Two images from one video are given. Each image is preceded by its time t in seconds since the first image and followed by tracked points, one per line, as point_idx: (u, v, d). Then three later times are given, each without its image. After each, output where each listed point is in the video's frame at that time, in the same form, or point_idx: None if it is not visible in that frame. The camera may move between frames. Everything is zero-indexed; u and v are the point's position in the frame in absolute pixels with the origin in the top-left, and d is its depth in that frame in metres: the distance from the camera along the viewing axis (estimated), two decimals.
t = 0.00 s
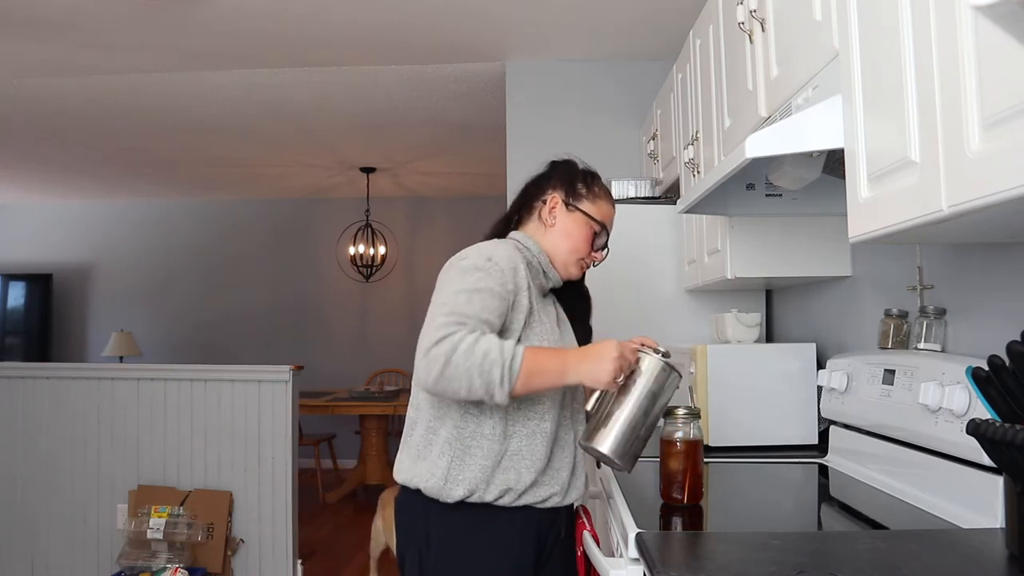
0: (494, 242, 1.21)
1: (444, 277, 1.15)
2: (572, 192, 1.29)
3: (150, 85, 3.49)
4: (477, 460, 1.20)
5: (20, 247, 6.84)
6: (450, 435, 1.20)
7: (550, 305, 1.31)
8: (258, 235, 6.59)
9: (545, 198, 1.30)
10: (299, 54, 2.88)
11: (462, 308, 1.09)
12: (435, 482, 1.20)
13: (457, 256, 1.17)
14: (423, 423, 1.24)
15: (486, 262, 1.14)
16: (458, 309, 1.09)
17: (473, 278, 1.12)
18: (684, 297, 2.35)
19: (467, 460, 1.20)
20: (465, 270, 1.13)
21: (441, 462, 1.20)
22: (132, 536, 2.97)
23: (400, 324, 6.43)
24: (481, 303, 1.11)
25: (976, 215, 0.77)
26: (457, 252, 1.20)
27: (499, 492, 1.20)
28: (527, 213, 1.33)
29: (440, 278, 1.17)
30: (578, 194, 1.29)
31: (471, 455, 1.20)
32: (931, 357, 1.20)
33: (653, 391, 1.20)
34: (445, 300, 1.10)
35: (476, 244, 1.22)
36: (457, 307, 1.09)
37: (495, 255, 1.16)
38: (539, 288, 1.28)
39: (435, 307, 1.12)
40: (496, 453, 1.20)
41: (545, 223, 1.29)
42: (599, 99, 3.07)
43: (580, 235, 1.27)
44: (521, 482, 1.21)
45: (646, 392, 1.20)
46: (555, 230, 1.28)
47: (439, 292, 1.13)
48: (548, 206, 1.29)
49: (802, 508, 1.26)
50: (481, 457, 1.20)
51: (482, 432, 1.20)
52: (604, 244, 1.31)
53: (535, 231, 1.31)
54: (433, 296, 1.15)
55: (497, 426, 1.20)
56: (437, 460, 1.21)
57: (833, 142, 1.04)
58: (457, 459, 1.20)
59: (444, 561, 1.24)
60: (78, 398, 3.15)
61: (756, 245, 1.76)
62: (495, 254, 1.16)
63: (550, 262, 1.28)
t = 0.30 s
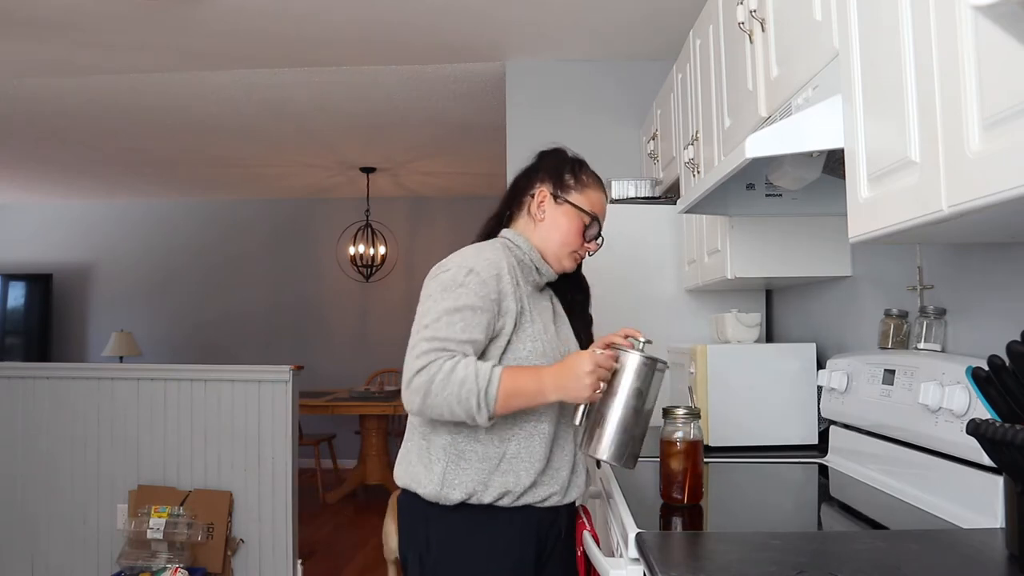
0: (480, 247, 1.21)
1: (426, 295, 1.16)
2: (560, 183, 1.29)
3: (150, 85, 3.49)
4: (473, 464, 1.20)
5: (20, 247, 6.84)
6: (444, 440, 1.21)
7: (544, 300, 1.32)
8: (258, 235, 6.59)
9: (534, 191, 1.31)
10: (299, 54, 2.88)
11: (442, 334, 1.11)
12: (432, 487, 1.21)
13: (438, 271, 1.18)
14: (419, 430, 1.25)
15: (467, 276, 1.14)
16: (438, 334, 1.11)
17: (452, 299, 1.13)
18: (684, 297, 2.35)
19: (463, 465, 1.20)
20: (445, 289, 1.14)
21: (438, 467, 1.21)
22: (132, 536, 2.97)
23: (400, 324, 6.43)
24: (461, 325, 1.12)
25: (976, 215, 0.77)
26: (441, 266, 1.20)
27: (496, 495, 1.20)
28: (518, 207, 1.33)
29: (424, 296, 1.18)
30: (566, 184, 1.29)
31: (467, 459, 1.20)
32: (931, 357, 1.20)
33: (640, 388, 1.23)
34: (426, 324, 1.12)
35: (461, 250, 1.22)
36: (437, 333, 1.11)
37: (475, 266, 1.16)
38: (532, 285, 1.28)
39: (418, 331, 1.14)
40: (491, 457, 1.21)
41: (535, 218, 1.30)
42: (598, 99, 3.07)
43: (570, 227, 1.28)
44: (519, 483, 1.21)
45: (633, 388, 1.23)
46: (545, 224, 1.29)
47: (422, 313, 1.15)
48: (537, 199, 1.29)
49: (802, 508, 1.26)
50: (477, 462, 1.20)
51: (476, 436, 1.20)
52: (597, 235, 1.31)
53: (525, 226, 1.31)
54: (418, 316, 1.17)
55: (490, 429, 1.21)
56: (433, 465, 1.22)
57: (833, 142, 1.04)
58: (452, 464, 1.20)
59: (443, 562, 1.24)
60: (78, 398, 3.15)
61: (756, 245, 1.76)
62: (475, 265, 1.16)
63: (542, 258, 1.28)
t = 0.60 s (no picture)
0: (457, 270, 1.30)
1: (434, 328, 1.24)
2: (482, 190, 1.39)
3: (150, 85, 3.49)
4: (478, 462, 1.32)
5: (20, 247, 6.84)
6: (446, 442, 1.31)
7: (519, 303, 1.40)
8: (258, 235, 6.59)
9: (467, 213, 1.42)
10: (299, 54, 2.88)
11: (472, 368, 1.19)
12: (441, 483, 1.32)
13: (435, 302, 1.25)
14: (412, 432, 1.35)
15: (463, 304, 1.24)
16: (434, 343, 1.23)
17: (464, 330, 1.22)
18: (684, 298, 2.35)
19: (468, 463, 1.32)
20: (455, 321, 1.22)
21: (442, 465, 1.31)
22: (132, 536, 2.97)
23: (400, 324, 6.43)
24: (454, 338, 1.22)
25: (976, 215, 0.77)
26: (432, 294, 1.28)
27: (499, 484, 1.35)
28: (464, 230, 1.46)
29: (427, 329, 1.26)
30: (486, 188, 1.39)
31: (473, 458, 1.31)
32: (931, 357, 1.20)
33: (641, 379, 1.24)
34: (455, 360, 1.20)
35: (441, 277, 1.30)
36: (467, 368, 1.19)
37: (469, 294, 1.25)
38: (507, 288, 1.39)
39: (445, 367, 1.22)
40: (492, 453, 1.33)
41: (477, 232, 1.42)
42: (599, 100, 3.07)
43: (508, 226, 1.37)
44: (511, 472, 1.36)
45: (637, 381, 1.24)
46: (489, 233, 1.39)
47: (436, 346, 1.23)
48: (470, 216, 1.41)
49: (802, 507, 1.26)
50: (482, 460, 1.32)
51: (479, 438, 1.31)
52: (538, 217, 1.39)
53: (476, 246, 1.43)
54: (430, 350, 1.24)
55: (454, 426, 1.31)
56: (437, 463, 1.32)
57: (833, 142, 1.04)
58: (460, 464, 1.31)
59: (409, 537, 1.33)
60: (78, 398, 3.15)
61: (756, 245, 1.77)
62: (470, 291, 1.25)
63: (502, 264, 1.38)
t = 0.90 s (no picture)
0: (449, 261, 1.20)
1: (423, 324, 1.14)
2: (489, 183, 1.28)
3: (150, 85, 3.49)
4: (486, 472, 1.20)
5: (20, 247, 6.84)
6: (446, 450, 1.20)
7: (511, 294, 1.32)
8: (258, 235, 6.59)
9: (467, 196, 1.30)
10: (299, 54, 2.88)
11: (460, 368, 1.10)
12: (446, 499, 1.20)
13: (424, 297, 1.16)
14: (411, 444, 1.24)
15: (465, 298, 1.14)
16: (440, 344, 1.12)
17: (458, 326, 1.12)
18: (685, 298, 2.35)
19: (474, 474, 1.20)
20: (445, 318, 1.12)
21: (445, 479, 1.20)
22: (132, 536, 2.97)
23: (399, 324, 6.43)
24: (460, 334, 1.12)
25: (976, 215, 0.77)
26: (421, 289, 1.18)
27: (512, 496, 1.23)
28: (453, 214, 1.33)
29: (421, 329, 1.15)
30: (495, 181, 1.28)
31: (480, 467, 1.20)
32: (931, 357, 1.20)
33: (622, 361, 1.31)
34: (442, 359, 1.11)
35: (431, 269, 1.20)
36: (455, 368, 1.10)
37: (463, 285, 1.15)
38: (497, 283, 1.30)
39: (432, 366, 1.12)
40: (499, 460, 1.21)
41: (476, 223, 1.30)
42: (598, 100, 3.07)
43: (513, 222, 1.28)
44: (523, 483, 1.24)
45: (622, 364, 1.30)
46: (489, 227, 1.29)
47: (426, 345, 1.13)
48: (472, 205, 1.29)
49: (802, 508, 1.26)
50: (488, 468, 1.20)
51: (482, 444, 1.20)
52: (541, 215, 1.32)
53: (466, 232, 1.31)
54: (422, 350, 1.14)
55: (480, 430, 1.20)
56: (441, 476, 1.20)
57: (833, 142, 1.04)
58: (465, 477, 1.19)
59: (430, 551, 1.22)
60: (77, 398, 3.15)
61: (756, 246, 1.77)
62: (463, 282, 1.15)
63: (496, 258, 1.29)
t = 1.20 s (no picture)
0: (435, 254, 1.16)
1: (414, 325, 1.10)
2: (478, 171, 1.25)
3: (150, 85, 3.49)
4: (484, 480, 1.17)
5: (20, 247, 6.84)
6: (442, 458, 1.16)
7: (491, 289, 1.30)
8: (258, 235, 6.59)
9: (451, 182, 1.27)
10: (300, 54, 2.88)
11: (458, 370, 1.06)
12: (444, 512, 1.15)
13: (412, 296, 1.12)
14: (404, 454, 1.19)
15: (456, 294, 1.10)
16: (436, 345, 1.08)
17: (452, 325, 1.08)
18: (684, 298, 2.35)
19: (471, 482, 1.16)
20: (438, 318, 1.09)
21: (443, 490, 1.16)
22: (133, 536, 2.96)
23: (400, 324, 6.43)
24: (455, 334, 1.08)
25: (977, 215, 0.77)
26: (407, 287, 1.14)
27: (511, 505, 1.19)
28: (435, 202, 1.29)
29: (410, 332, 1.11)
30: (484, 170, 1.25)
31: (477, 475, 1.16)
32: (931, 357, 1.20)
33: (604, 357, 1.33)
34: (435, 362, 1.08)
35: (416, 263, 1.16)
36: (450, 370, 1.07)
37: (453, 281, 1.12)
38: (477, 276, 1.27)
39: (424, 370, 1.09)
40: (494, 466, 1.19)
41: (459, 211, 1.26)
42: (599, 100, 3.07)
43: (499, 213, 1.26)
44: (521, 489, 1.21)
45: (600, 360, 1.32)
46: (473, 216, 1.26)
47: (417, 347, 1.09)
48: (458, 192, 1.26)
49: (802, 508, 1.26)
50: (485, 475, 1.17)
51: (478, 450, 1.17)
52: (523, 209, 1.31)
53: (448, 221, 1.27)
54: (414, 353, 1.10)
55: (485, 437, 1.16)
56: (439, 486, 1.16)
57: (833, 142, 1.04)
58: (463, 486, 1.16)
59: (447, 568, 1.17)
60: (78, 398, 3.15)
61: (756, 245, 1.77)
62: (454, 278, 1.12)
63: (479, 251, 1.25)
